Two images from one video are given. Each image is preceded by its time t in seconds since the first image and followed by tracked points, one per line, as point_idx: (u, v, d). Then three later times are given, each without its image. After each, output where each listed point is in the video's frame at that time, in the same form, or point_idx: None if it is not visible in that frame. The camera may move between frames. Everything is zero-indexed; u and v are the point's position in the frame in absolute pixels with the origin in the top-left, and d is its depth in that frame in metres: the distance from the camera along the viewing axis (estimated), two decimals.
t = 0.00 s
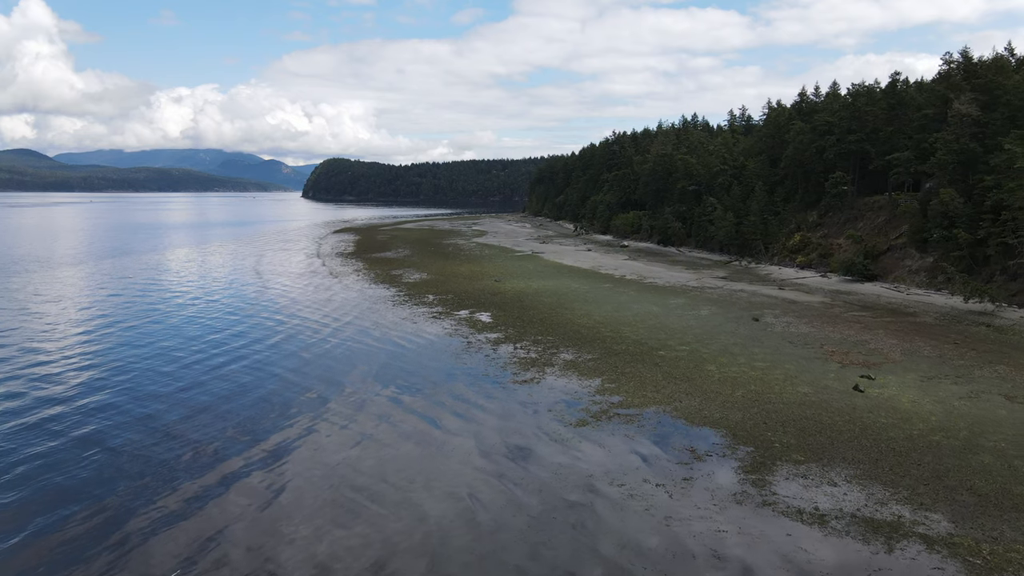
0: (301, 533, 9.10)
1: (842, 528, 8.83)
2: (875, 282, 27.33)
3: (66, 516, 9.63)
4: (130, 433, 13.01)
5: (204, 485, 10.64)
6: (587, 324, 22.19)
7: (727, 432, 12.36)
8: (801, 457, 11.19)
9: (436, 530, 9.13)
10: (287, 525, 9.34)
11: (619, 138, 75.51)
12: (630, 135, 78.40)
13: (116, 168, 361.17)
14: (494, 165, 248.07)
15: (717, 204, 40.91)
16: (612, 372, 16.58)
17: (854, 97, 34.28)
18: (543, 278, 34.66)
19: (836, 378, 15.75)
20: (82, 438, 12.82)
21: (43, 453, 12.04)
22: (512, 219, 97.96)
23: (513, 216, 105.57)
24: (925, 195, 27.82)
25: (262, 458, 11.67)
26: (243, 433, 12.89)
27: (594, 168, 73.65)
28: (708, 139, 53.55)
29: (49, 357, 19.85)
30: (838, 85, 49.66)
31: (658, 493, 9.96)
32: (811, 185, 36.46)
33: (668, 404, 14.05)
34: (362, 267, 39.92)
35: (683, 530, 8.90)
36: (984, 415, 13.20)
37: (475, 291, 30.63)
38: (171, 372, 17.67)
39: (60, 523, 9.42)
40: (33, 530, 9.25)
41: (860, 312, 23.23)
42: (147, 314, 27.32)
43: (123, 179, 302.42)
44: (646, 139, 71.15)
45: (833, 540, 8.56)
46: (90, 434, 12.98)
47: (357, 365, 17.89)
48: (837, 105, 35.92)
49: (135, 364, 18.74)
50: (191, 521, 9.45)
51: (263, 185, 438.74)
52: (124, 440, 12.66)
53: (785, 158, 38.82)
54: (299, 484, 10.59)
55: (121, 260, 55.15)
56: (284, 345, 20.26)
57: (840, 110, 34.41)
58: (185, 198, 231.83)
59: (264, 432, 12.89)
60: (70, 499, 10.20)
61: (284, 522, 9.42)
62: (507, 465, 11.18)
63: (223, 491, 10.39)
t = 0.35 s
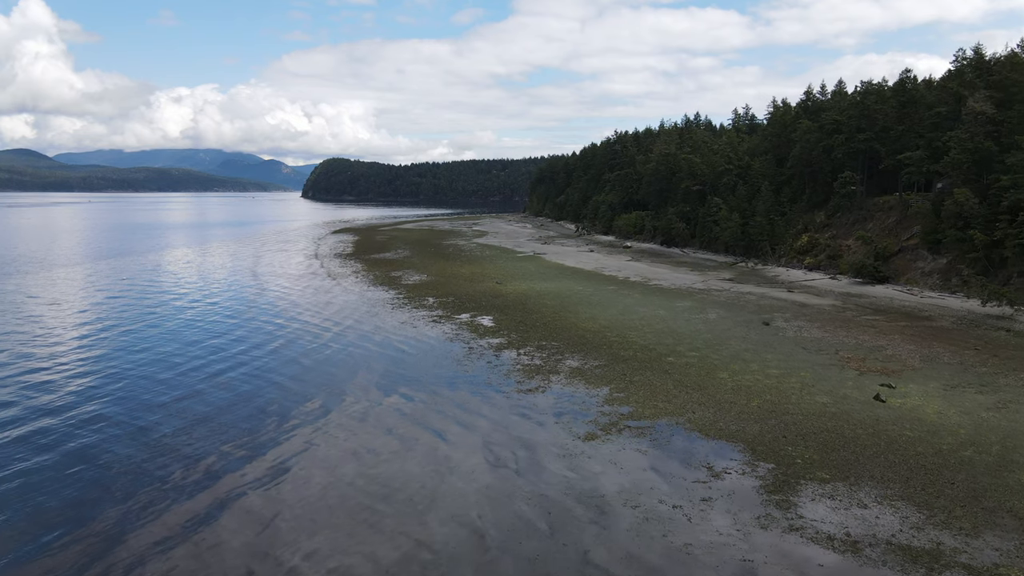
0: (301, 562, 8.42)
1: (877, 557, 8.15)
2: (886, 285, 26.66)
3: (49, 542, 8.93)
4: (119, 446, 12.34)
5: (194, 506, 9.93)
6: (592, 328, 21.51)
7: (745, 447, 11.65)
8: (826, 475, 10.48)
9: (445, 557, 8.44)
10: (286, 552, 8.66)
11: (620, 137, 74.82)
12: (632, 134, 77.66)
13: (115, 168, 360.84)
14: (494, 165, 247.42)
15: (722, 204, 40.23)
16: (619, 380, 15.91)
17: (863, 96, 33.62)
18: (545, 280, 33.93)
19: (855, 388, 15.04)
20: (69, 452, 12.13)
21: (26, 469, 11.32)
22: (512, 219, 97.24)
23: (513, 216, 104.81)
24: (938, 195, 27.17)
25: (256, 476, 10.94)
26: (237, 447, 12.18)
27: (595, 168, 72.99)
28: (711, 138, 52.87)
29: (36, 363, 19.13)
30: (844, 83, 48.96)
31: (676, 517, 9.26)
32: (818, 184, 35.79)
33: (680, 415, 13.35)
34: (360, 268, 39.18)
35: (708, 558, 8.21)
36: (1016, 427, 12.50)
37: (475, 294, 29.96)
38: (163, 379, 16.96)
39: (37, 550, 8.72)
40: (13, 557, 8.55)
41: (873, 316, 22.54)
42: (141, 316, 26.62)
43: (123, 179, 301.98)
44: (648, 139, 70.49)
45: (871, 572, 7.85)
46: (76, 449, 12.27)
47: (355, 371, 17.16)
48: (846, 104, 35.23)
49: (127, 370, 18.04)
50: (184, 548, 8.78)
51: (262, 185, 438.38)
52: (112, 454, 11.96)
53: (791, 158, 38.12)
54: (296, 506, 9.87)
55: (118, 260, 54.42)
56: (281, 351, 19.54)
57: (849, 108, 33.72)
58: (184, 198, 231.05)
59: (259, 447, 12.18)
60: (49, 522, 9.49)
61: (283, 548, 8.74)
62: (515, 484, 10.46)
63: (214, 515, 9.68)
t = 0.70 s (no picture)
0: None
1: None
2: (898, 288, 26.00)
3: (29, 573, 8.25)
4: (105, 463, 11.62)
5: (183, 532, 9.22)
6: (598, 333, 20.84)
7: (765, 464, 10.96)
8: (854, 496, 9.79)
9: None
10: None
11: (622, 137, 74.08)
12: (634, 133, 76.88)
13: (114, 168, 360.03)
14: (494, 165, 246.65)
15: (727, 205, 39.56)
16: (629, 388, 15.21)
17: (873, 94, 32.92)
18: (548, 282, 33.25)
19: (876, 398, 14.33)
20: (50, 469, 11.41)
21: (8, 488, 10.63)
22: (513, 219, 96.48)
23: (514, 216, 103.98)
24: (952, 195, 26.49)
25: (251, 496, 10.24)
26: (229, 464, 11.46)
27: (597, 168, 72.30)
28: (716, 138, 52.17)
29: (23, 369, 18.40)
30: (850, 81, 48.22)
31: (697, 544, 8.54)
32: (826, 185, 35.10)
33: (695, 428, 12.63)
34: (359, 270, 38.41)
35: None
36: None
37: (477, 296, 29.29)
38: (153, 388, 16.22)
39: None
40: None
41: (887, 320, 21.86)
42: (133, 319, 25.87)
43: (122, 178, 301.02)
44: (651, 138, 69.76)
45: None
46: (59, 465, 11.56)
47: (353, 380, 16.42)
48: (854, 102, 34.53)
49: (116, 377, 17.31)
50: None
51: (262, 184, 437.46)
52: (97, 472, 11.25)
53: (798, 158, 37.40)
54: (291, 532, 9.16)
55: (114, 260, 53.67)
56: (276, 357, 18.79)
57: (858, 107, 33.00)
58: (183, 198, 230.38)
59: (252, 463, 11.46)
60: (26, 551, 8.79)
61: None
62: (524, 507, 9.74)
63: (205, 540, 8.98)
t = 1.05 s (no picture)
0: None
1: None
2: (911, 290, 25.31)
3: None
4: (90, 481, 10.88)
5: (173, 563, 8.48)
6: (605, 338, 20.13)
7: (789, 483, 10.25)
8: (888, 520, 9.08)
9: None
10: None
11: (624, 136, 73.40)
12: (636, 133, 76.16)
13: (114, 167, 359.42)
14: (495, 165, 245.99)
15: (733, 205, 38.86)
16: (639, 398, 14.50)
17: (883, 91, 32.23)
18: (550, 283, 32.54)
19: (899, 409, 13.62)
20: (32, 487, 10.68)
21: None
22: (513, 220, 95.85)
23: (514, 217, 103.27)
24: (966, 195, 25.81)
25: (247, 519, 9.53)
26: (222, 483, 10.73)
27: (598, 168, 71.63)
28: (719, 137, 51.50)
29: (10, 375, 17.66)
30: (855, 79, 47.49)
31: None
32: (834, 184, 34.40)
33: (710, 442, 11.90)
34: (358, 272, 37.66)
35: None
36: None
37: (478, 298, 28.60)
38: (145, 396, 15.50)
39: None
40: None
41: (903, 324, 21.17)
42: (125, 322, 25.14)
43: (121, 178, 300.77)
44: (653, 138, 69.08)
45: None
46: (41, 483, 10.83)
47: (352, 388, 15.71)
48: (863, 101, 33.80)
49: (106, 385, 16.56)
50: None
51: (261, 184, 436.96)
52: (81, 491, 10.52)
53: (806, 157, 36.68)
54: (289, 560, 8.44)
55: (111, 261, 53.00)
56: (272, 364, 18.05)
57: (867, 105, 32.25)
58: (183, 198, 229.59)
59: (248, 482, 10.75)
60: None
61: None
62: (537, 531, 9.01)
63: (198, 570, 8.28)
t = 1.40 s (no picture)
0: None
1: None
2: (925, 293, 24.65)
3: None
4: (76, 501, 10.18)
5: None
6: (612, 343, 19.46)
7: (815, 504, 9.56)
8: (926, 548, 8.41)
9: None
10: None
11: (626, 135, 72.70)
12: (638, 132, 75.48)
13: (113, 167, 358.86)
14: (495, 165, 245.37)
15: (738, 205, 38.18)
16: (649, 408, 13.80)
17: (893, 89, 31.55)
18: (553, 285, 31.87)
19: (924, 421, 12.91)
20: (12, 508, 9.97)
21: None
22: (514, 220, 95.23)
23: (515, 217, 102.55)
24: (982, 196, 25.13)
25: (242, 545, 8.86)
26: (215, 504, 10.04)
27: (600, 168, 71.00)
28: (724, 136, 50.83)
29: None
30: (861, 77, 46.78)
31: None
32: (843, 184, 33.72)
33: (728, 457, 11.20)
34: (357, 273, 37.01)
35: None
36: None
37: (479, 300, 27.92)
38: (136, 406, 14.79)
39: None
40: None
41: (919, 329, 20.49)
42: (119, 326, 24.44)
43: (121, 178, 299.87)
44: (656, 137, 68.42)
45: None
46: (21, 503, 10.14)
47: (351, 397, 15.01)
48: (873, 99, 33.12)
49: (95, 393, 15.85)
50: None
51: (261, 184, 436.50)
52: (65, 514, 9.81)
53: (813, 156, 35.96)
54: None
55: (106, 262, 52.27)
56: (269, 371, 17.35)
57: (877, 103, 31.60)
58: (182, 198, 228.92)
59: (244, 503, 10.06)
60: None
61: None
62: (553, 559, 8.33)
63: None
